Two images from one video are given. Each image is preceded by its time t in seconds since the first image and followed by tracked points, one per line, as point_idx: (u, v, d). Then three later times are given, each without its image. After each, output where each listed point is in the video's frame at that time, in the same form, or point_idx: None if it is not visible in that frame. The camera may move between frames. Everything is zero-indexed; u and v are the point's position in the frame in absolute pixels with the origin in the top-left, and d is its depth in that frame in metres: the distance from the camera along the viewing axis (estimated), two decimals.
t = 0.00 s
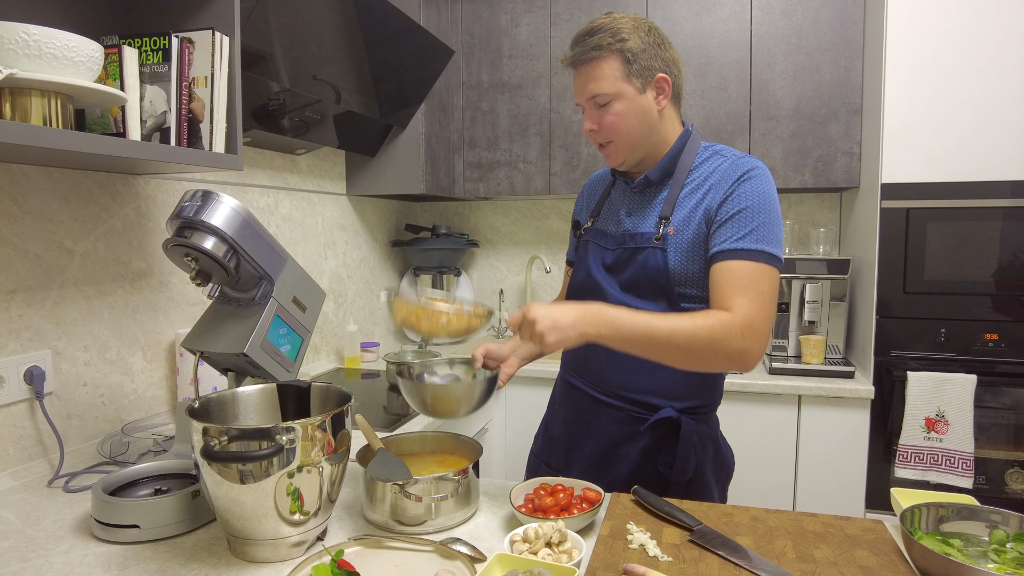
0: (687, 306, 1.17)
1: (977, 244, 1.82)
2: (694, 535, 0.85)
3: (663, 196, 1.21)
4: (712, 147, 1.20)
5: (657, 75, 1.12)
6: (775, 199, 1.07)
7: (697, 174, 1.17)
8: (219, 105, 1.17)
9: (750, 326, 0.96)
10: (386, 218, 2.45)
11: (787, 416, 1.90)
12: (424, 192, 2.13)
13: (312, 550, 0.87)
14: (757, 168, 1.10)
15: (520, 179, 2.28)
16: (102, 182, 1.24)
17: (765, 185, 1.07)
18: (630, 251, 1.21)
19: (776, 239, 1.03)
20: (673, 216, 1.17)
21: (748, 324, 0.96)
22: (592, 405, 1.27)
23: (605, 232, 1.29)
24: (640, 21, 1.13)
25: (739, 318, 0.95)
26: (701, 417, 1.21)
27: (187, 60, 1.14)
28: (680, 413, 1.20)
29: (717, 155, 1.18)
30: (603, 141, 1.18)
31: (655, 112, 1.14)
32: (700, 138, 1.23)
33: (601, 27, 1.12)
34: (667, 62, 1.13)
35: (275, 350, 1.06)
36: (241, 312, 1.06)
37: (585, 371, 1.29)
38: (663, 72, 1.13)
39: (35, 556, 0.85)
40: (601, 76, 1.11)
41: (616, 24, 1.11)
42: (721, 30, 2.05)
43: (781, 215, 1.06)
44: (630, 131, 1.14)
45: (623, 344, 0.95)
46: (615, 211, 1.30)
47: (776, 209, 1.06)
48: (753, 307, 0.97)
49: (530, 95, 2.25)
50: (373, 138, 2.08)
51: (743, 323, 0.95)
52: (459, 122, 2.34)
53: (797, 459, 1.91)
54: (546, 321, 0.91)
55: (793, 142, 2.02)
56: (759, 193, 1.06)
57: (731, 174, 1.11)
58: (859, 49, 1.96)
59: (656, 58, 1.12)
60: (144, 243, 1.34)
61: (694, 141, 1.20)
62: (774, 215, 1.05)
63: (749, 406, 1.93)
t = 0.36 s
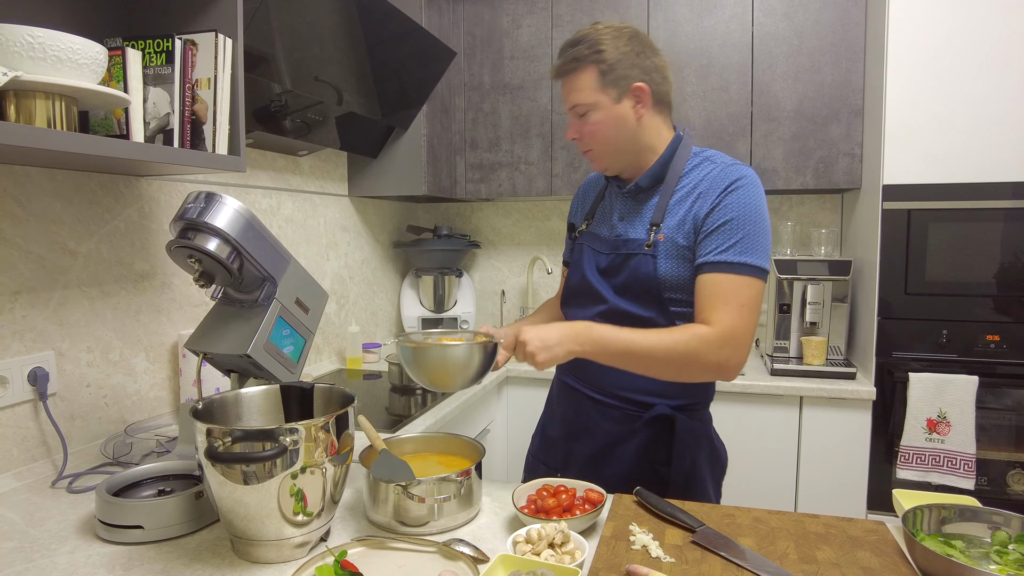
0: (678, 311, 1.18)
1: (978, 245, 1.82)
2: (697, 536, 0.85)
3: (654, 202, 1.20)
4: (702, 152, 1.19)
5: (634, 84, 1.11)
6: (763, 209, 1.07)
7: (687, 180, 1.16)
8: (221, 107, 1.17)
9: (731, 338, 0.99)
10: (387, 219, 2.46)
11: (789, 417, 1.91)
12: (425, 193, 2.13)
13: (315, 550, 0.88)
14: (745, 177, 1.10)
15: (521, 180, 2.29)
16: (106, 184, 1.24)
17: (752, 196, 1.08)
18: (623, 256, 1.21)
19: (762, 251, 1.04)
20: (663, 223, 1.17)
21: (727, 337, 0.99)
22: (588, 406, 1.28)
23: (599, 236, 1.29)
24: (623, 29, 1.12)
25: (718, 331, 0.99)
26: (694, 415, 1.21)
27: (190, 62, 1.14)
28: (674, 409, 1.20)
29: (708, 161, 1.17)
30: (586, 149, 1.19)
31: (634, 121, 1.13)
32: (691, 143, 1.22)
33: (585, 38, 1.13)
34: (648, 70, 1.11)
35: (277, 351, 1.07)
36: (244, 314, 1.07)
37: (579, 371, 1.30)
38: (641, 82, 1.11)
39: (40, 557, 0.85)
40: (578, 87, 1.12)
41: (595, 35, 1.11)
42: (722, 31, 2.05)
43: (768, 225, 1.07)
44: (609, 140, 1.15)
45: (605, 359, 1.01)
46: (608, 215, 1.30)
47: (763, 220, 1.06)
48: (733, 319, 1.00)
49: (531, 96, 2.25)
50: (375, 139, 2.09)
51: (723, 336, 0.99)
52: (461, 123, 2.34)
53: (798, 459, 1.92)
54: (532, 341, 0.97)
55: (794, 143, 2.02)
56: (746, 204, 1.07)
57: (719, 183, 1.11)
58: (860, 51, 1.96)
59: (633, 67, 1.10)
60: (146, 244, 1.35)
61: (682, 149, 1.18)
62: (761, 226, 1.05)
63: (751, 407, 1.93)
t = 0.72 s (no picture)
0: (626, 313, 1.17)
1: (982, 246, 1.82)
2: (703, 536, 0.84)
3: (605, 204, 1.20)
4: (652, 154, 1.17)
5: (582, 91, 1.12)
6: (693, 211, 1.04)
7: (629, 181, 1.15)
8: (226, 107, 1.17)
9: (639, 341, 1.00)
10: (390, 219, 2.46)
11: (792, 417, 1.91)
12: (428, 193, 2.13)
13: (319, 550, 0.87)
14: (680, 179, 1.08)
15: (524, 180, 2.28)
16: (109, 184, 1.24)
17: (683, 198, 1.05)
18: (581, 258, 1.21)
19: (685, 253, 1.01)
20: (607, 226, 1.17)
21: (635, 340, 1.00)
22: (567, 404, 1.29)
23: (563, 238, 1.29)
24: (576, 36, 1.12)
25: (623, 336, 1.00)
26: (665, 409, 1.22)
27: (195, 62, 1.14)
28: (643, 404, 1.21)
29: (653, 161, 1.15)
30: (542, 152, 1.21)
31: (584, 127, 1.15)
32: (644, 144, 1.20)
33: (540, 45, 1.13)
34: (599, 77, 1.12)
35: (281, 350, 1.07)
36: (249, 313, 1.06)
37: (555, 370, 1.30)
38: (590, 88, 1.12)
39: (44, 556, 0.85)
40: (530, 93, 1.14)
41: (550, 42, 1.12)
42: (725, 31, 2.05)
43: (701, 228, 1.04)
44: (562, 144, 1.17)
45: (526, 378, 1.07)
46: (571, 217, 1.29)
47: (695, 222, 1.04)
48: (644, 323, 1.00)
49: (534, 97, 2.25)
50: (378, 139, 2.09)
51: (631, 339, 1.00)
52: (463, 123, 2.34)
53: (801, 459, 1.92)
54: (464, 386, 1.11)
55: (798, 142, 2.01)
56: (674, 207, 1.04)
57: (653, 185, 1.09)
58: (864, 51, 1.96)
59: (584, 73, 1.11)
60: (150, 244, 1.35)
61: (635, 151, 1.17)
62: (692, 229, 1.03)
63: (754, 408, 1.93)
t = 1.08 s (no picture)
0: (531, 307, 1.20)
1: (986, 247, 1.82)
2: (707, 536, 0.84)
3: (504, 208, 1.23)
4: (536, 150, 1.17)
5: (468, 117, 1.16)
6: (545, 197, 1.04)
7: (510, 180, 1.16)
8: (230, 108, 1.17)
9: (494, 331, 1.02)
10: (392, 219, 2.46)
11: (795, 418, 1.91)
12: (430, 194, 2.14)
13: (324, 550, 0.88)
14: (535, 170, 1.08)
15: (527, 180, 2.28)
16: (113, 184, 1.24)
17: (543, 192, 1.04)
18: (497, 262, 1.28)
19: (535, 241, 1.01)
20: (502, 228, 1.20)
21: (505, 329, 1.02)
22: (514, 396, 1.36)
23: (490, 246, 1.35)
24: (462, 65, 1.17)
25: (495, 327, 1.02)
26: (595, 393, 1.30)
27: (199, 62, 1.14)
28: (574, 389, 1.30)
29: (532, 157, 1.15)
30: (452, 175, 1.28)
31: (480, 149, 1.20)
32: (535, 145, 1.20)
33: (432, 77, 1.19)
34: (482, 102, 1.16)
35: (286, 351, 1.07)
36: (253, 314, 1.07)
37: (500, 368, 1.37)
38: (474, 113, 1.16)
39: (49, 557, 0.85)
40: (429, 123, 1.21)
41: (439, 75, 1.18)
42: (728, 32, 2.05)
43: (562, 220, 1.03)
44: (464, 167, 1.24)
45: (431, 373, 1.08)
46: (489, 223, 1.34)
47: (556, 216, 1.02)
48: (511, 315, 1.01)
49: (536, 97, 2.25)
50: (380, 140, 2.09)
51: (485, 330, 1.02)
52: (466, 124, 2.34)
53: (804, 460, 1.91)
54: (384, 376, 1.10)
55: (801, 143, 2.01)
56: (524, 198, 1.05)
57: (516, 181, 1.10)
58: (867, 51, 1.96)
59: (468, 101, 1.15)
60: (154, 245, 1.35)
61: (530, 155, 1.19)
62: (552, 222, 1.02)
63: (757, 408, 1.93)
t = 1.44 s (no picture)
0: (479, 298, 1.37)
1: (992, 248, 1.81)
2: (715, 539, 0.84)
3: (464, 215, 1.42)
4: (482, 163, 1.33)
5: (427, 134, 1.32)
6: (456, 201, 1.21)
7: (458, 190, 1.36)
8: (234, 108, 1.17)
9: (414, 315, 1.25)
10: (396, 220, 2.46)
11: (800, 419, 1.90)
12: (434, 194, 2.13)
13: (330, 553, 0.87)
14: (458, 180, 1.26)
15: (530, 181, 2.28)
16: (118, 185, 1.24)
17: (453, 198, 1.21)
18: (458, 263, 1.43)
19: (444, 241, 1.21)
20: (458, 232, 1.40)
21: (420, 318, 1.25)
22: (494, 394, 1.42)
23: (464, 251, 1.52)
24: (416, 94, 1.34)
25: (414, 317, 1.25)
26: (558, 382, 1.34)
27: (204, 62, 1.14)
28: (536, 380, 1.35)
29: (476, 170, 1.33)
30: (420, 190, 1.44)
31: (438, 161, 1.35)
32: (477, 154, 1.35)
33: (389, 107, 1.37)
34: (438, 121, 1.33)
35: (291, 352, 1.07)
36: (258, 314, 1.07)
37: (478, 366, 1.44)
38: (432, 131, 1.32)
39: (54, 558, 0.85)
40: (393, 146, 1.37)
41: (397, 103, 1.35)
42: (732, 32, 2.05)
43: (465, 223, 1.20)
44: (426, 181, 1.39)
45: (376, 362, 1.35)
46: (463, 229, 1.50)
47: (460, 220, 1.20)
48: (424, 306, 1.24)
49: (540, 98, 2.25)
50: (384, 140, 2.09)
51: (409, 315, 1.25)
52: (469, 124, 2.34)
53: (809, 462, 1.91)
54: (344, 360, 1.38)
55: (806, 144, 2.01)
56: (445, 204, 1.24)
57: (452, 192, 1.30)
58: (872, 51, 1.95)
59: (423, 119, 1.32)
60: (158, 246, 1.35)
61: (480, 162, 1.35)
62: (455, 226, 1.21)
63: (761, 409, 1.92)
